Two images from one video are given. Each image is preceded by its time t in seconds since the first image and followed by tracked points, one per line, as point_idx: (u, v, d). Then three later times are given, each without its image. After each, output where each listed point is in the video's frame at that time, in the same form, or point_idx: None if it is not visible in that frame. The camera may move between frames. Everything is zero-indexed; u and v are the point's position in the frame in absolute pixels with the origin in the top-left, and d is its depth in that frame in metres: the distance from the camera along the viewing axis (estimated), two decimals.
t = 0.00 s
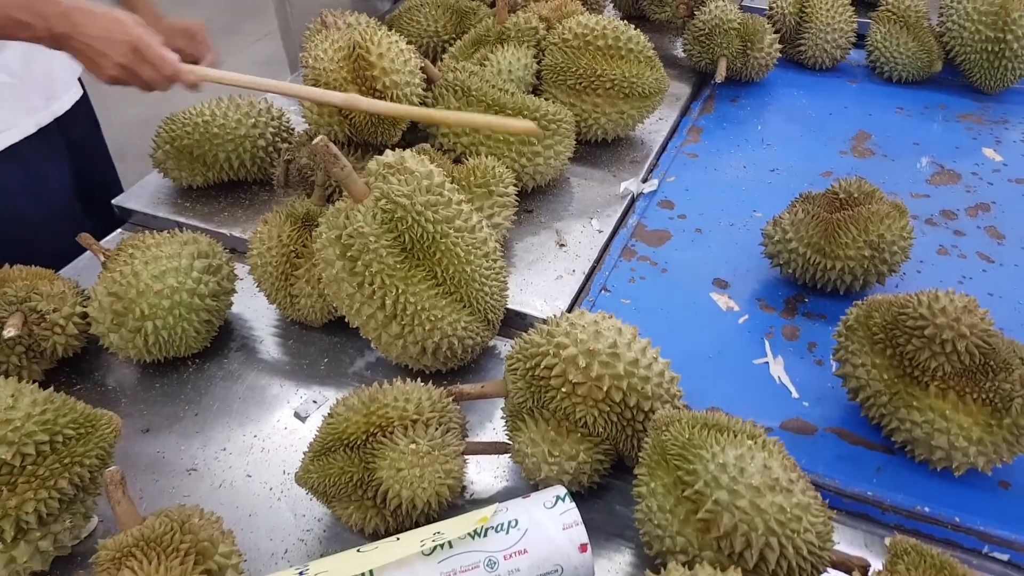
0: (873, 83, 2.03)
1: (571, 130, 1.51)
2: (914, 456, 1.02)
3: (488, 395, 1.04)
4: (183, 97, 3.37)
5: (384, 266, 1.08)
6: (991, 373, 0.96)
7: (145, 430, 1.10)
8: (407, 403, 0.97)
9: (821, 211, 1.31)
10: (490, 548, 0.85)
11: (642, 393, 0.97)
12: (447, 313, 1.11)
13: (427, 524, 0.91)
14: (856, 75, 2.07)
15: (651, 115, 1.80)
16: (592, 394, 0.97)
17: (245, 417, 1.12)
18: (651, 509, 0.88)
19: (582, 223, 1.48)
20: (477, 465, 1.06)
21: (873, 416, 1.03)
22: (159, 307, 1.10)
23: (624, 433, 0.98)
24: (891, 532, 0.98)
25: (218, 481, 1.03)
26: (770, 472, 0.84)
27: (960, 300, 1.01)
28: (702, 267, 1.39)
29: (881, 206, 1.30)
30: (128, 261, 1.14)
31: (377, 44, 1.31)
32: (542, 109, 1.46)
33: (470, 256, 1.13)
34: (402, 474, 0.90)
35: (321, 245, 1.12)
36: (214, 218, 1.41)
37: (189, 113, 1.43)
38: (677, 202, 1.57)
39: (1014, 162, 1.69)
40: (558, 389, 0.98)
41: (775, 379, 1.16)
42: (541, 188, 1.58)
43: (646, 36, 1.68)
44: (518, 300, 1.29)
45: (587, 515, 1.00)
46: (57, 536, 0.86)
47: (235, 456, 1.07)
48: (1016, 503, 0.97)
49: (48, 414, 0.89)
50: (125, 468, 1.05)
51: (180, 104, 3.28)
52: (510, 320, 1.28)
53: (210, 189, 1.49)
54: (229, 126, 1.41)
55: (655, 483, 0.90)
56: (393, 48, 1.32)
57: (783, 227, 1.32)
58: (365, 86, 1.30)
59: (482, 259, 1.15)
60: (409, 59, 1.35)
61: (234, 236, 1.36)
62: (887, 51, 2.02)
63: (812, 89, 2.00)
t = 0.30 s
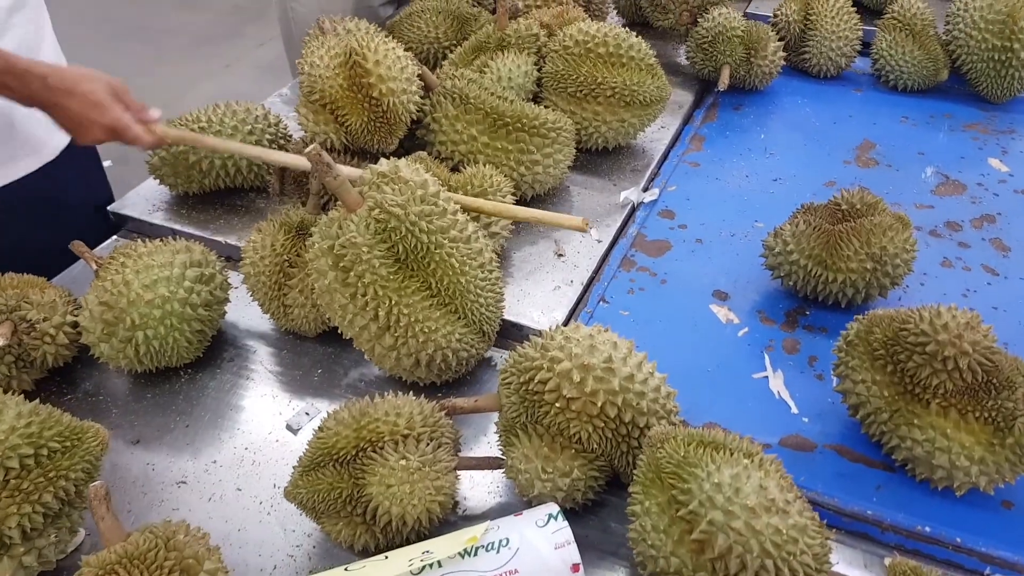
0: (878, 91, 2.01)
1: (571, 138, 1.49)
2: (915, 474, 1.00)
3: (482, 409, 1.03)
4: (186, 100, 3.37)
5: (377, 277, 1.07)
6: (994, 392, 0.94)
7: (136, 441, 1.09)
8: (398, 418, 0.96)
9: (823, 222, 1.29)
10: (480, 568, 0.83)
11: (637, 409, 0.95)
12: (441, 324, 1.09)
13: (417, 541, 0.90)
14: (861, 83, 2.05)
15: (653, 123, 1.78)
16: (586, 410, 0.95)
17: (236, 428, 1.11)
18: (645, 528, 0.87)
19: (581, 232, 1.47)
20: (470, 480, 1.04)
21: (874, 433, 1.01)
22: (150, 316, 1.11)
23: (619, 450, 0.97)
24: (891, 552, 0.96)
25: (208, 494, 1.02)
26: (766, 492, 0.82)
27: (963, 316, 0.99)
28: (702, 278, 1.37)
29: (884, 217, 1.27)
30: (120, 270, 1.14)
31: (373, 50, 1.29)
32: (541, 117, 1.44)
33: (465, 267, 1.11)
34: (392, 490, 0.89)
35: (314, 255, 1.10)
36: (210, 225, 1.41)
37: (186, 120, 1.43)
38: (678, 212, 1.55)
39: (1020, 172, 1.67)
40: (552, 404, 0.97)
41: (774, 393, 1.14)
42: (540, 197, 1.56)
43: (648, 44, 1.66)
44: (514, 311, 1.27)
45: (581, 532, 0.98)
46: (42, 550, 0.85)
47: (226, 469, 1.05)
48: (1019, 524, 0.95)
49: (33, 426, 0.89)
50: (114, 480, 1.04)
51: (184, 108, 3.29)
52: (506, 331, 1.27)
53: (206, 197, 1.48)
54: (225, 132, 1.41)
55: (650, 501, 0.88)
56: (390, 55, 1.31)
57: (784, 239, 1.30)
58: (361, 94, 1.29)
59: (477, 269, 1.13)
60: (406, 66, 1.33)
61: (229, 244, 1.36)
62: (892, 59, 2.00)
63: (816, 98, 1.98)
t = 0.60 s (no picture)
0: (881, 101, 2.00)
1: (569, 150, 1.47)
2: (914, 497, 0.98)
3: (474, 427, 1.02)
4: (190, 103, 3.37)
5: (370, 292, 1.06)
6: (994, 415, 0.93)
7: (126, 456, 1.09)
8: (388, 437, 0.94)
9: (823, 238, 1.28)
10: None
11: (631, 429, 0.94)
12: (434, 340, 1.08)
13: (406, 563, 0.89)
14: (864, 93, 2.04)
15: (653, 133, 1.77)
16: (579, 429, 0.94)
17: (228, 443, 1.10)
18: (637, 552, 0.85)
19: (579, 245, 1.45)
20: (463, 498, 1.03)
21: (872, 454, 1.00)
22: (141, 330, 1.10)
23: (613, 470, 0.95)
24: None
25: (197, 510, 1.01)
26: (760, 517, 0.81)
27: (963, 337, 0.97)
28: (700, 292, 1.36)
29: (884, 233, 1.26)
30: (112, 283, 1.13)
31: (369, 61, 1.28)
32: (539, 129, 1.43)
33: (459, 282, 1.10)
34: (381, 511, 0.88)
35: (306, 270, 1.09)
36: (205, 236, 1.40)
37: (182, 130, 1.43)
38: (677, 224, 1.54)
39: None
40: (545, 424, 0.95)
41: (772, 412, 1.13)
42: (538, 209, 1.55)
43: (647, 54, 1.65)
44: (509, 325, 1.26)
45: (574, 553, 0.97)
46: (27, 569, 0.85)
47: (216, 485, 1.04)
48: (1020, 548, 0.93)
49: (20, 444, 0.89)
50: (104, 496, 1.03)
51: (186, 112, 3.29)
52: (502, 345, 1.26)
53: (202, 206, 1.48)
54: (221, 142, 1.40)
55: (642, 525, 0.87)
56: (386, 66, 1.30)
57: (783, 254, 1.28)
58: (356, 105, 1.28)
59: (471, 284, 1.12)
60: (402, 77, 1.33)
61: (224, 255, 1.35)
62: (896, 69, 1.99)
63: (818, 108, 1.96)
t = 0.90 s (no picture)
0: (879, 116, 2.00)
1: (564, 165, 1.48)
2: (901, 521, 0.98)
3: (463, 447, 1.02)
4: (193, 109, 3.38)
5: (360, 312, 1.06)
6: (980, 440, 0.93)
7: (118, 472, 1.09)
8: (375, 458, 0.95)
9: (815, 257, 1.28)
10: None
11: (617, 451, 0.94)
12: (424, 359, 1.08)
13: None
14: (862, 107, 2.04)
15: (650, 148, 1.77)
16: (566, 452, 0.94)
17: (219, 460, 1.11)
18: None
19: (572, 261, 1.46)
20: (451, 518, 1.03)
21: (860, 477, 1.00)
22: (134, 347, 1.11)
23: (599, 492, 0.96)
24: None
25: (187, 528, 1.02)
26: (743, 544, 0.81)
27: (950, 362, 0.97)
28: (693, 310, 1.36)
29: (876, 253, 1.26)
30: (105, 300, 1.14)
31: (363, 79, 1.29)
32: (533, 145, 1.43)
33: (449, 301, 1.10)
34: (367, 532, 0.88)
35: (297, 288, 1.10)
36: (201, 250, 1.41)
37: (178, 145, 1.44)
38: (671, 240, 1.54)
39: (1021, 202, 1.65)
40: (532, 445, 0.96)
41: (761, 432, 1.13)
42: (532, 224, 1.56)
43: (643, 70, 1.66)
44: (501, 342, 1.26)
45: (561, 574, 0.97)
46: None
47: (206, 502, 1.05)
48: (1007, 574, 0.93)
49: (11, 463, 0.90)
50: (95, 512, 1.04)
51: (190, 118, 3.30)
52: (493, 362, 1.26)
53: (198, 220, 1.49)
54: (217, 157, 1.41)
55: (627, 549, 0.87)
56: (380, 84, 1.31)
57: (775, 273, 1.29)
58: (350, 122, 1.28)
59: (462, 302, 1.13)
60: (396, 94, 1.33)
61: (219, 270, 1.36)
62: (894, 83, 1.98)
63: (815, 122, 1.96)
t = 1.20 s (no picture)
0: (882, 127, 1.98)
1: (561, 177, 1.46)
2: (902, 548, 0.95)
3: (453, 468, 1.00)
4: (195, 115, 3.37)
5: (349, 328, 1.05)
6: (982, 466, 0.91)
7: (104, 489, 1.07)
8: (362, 479, 0.93)
9: (815, 273, 1.26)
10: None
11: (610, 474, 0.92)
12: (415, 376, 1.06)
13: None
14: (865, 118, 2.02)
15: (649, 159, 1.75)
16: (557, 474, 0.92)
17: (207, 477, 1.09)
18: None
19: (569, 274, 1.44)
20: (442, 539, 1.01)
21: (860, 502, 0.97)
22: (121, 362, 1.09)
23: (592, 516, 0.94)
24: None
25: (172, 547, 1.00)
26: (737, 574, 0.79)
27: (952, 386, 0.95)
28: (691, 325, 1.34)
29: (877, 270, 1.24)
30: (93, 313, 1.13)
31: (357, 90, 1.28)
32: (530, 157, 1.41)
33: (441, 317, 1.08)
34: (353, 557, 0.86)
35: (286, 303, 1.08)
36: (193, 261, 1.39)
37: (171, 155, 1.42)
38: (670, 254, 1.52)
39: None
40: (523, 468, 0.94)
41: (759, 453, 1.11)
42: (529, 237, 1.54)
43: (642, 81, 1.64)
44: (495, 358, 1.24)
45: None
46: None
47: (193, 521, 1.03)
48: None
49: None
50: (79, 531, 1.02)
51: (191, 125, 3.29)
52: (487, 378, 1.24)
53: (192, 230, 1.47)
54: (211, 168, 1.40)
55: None
56: (374, 96, 1.29)
57: (774, 289, 1.26)
58: (343, 134, 1.27)
59: (454, 318, 1.11)
60: (391, 105, 1.32)
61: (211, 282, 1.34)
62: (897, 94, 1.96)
63: (817, 133, 1.94)
